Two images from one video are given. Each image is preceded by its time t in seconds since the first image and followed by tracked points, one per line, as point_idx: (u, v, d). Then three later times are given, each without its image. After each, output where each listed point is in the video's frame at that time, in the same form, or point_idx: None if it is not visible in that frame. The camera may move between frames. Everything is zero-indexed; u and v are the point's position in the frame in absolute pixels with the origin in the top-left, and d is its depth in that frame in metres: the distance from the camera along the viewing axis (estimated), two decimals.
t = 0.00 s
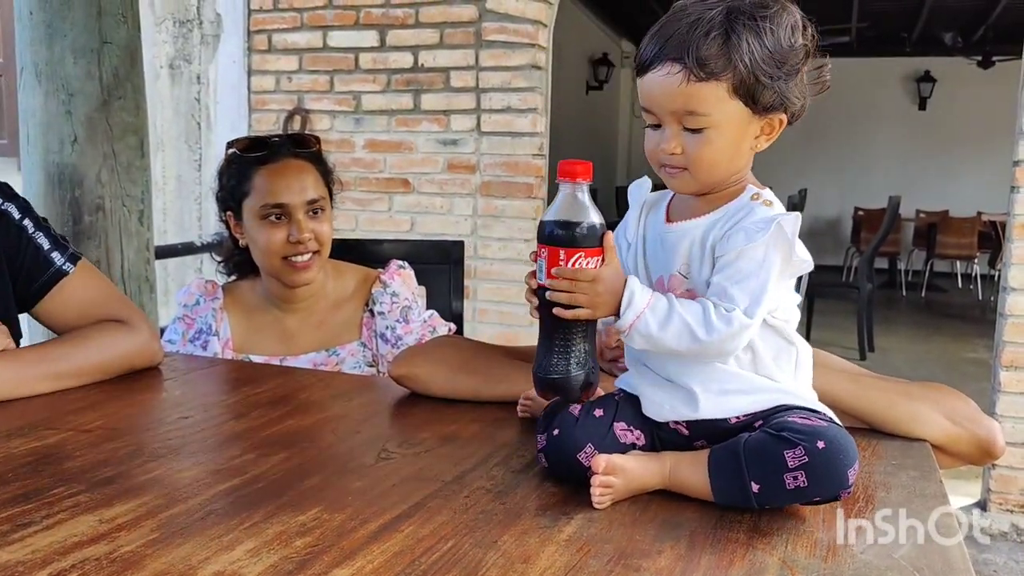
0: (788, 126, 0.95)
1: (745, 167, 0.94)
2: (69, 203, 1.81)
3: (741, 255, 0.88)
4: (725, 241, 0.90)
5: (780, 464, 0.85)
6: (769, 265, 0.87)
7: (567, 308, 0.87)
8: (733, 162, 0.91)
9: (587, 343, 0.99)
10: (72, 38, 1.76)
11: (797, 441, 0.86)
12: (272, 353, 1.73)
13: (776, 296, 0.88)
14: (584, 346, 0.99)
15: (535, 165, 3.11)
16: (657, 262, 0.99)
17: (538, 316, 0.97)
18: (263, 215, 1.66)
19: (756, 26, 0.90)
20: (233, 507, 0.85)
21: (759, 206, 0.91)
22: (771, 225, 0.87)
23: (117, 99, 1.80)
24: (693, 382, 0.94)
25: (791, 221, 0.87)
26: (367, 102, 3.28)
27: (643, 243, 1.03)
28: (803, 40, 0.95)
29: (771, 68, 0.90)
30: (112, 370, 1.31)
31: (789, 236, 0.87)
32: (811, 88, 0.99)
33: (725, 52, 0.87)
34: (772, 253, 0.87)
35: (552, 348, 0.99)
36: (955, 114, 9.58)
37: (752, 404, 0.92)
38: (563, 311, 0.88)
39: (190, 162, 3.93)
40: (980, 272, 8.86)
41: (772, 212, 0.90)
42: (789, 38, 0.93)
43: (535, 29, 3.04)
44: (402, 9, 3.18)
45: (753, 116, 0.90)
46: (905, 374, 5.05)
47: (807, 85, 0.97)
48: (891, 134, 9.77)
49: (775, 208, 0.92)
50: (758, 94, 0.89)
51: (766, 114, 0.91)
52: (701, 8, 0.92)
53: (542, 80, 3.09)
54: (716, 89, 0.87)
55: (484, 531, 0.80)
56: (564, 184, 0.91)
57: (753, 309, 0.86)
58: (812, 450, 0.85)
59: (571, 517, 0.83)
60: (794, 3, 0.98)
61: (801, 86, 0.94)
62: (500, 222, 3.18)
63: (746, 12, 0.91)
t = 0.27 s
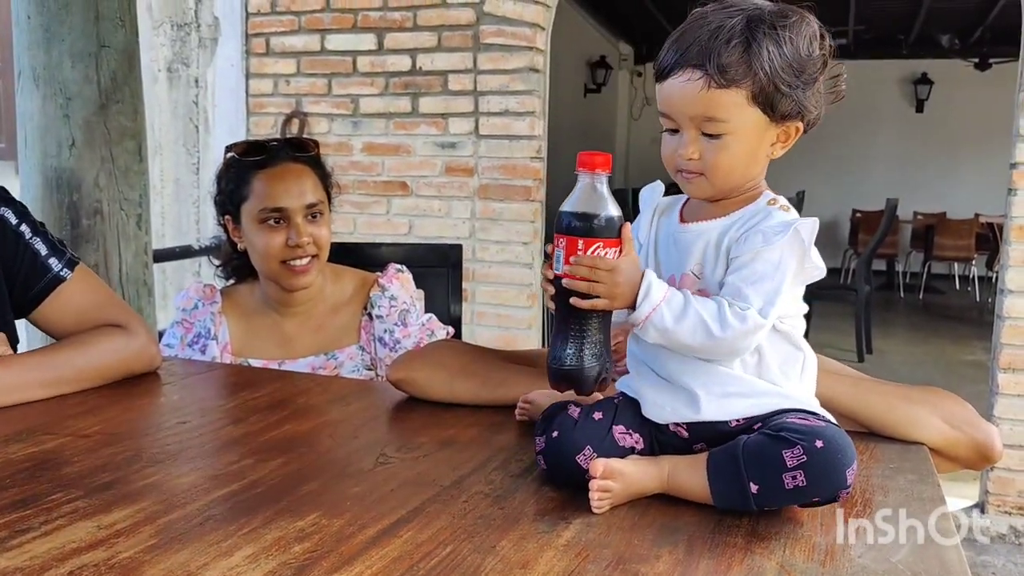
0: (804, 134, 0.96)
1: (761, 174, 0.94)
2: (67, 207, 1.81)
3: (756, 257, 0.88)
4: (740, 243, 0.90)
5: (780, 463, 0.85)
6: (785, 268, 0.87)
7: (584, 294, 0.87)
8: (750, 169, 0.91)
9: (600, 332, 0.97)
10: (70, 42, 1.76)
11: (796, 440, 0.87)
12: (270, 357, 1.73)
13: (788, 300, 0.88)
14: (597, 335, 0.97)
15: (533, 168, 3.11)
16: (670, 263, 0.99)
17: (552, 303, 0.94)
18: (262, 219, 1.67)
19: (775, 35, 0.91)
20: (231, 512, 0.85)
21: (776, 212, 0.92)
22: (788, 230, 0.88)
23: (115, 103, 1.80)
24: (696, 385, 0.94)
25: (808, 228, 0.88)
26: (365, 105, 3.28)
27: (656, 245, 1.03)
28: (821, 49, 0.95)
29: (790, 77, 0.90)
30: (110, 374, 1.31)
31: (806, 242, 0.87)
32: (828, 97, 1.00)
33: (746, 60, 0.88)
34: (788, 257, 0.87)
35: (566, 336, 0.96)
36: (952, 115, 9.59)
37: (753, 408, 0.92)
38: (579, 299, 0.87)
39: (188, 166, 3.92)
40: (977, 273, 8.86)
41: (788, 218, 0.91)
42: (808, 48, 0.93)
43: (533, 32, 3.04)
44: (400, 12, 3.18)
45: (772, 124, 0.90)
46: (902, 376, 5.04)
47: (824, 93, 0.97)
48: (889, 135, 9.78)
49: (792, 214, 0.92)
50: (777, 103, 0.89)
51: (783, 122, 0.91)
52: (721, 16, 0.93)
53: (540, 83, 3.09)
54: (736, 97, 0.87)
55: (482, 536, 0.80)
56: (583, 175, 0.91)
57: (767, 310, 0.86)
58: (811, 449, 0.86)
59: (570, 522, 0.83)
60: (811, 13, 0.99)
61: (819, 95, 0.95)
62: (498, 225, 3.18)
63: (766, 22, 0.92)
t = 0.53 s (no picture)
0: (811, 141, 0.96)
1: (769, 180, 0.94)
2: (59, 213, 1.80)
3: (768, 260, 0.88)
4: (750, 246, 0.90)
5: (774, 462, 0.85)
6: (796, 273, 0.87)
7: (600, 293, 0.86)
8: (760, 174, 0.91)
9: (617, 331, 0.98)
10: (62, 47, 1.76)
11: (790, 440, 0.87)
12: (263, 363, 1.72)
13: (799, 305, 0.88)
14: (614, 333, 0.97)
15: (527, 172, 3.11)
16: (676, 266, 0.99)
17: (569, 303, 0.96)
18: (254, 224, 1.66)
19: (785, 41, 0.91)
20: (223, 520, 0.85)
21: (787, 216, 0.92)
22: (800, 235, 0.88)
23: (107, 108, 1.79)
24: (694, 391, 0.95)
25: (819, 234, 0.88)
26: (358, 110, 3.28)
27: (661, 248, 1.03)
28: (828, 57, 0.96)
29: (800, 82, 0.91)
30: (104, 381, 1.31)
31: (817, 249, 0.88)
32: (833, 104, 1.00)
33: (757, 65, 0.88)
34: (798, 262, 0.88)
35: (581, 334, 0.97)
36: (945, 117, 9.62)
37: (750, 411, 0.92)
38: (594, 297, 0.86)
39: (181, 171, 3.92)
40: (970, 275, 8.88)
41: (799, 223, 0.91)
42: (817, 54, 0.94)
43: (526, 36, 3.04)
44: (393, 16, 3.18)
45: (781, 129, 0.91)
46: (897, 379, 5.04)
47: (830, 101, 0.98)
48: (882, 137, 9.81)
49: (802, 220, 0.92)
50: (786, 108, 0.90)
51: (792, 127, 0.91)
52: (731, 23, 0.93)
53: (533, 88, 3.09)
54: (746, 101, 0.88)
55: (476, 543, 0.79)
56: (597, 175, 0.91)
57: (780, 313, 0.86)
58: (805, 448, 0.86)
59: (564, 528, 0.83)
60: (817, 21, 1.00)
61: (826, 102, 0.95)
62: (492, 229, 3.18)
63: (775, 27, 0.92)
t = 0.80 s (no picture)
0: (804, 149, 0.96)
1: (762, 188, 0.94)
2: (42, 223, 1.79)
3: (762, 273, 0.87)
4: (744, 258, 0.90)
5: (760, 475, 0.85)
6: (790, 287, 0.87)
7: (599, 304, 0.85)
8: (753, 183, 0.91)
9: (610, 345, 0.96)
10: (45, 56, 1.74)
11: (776, 452, 0.86)
12: (247, 373, 1.71)
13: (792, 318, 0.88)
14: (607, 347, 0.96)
15: (515, 179, 3.11)
16: (670, 276, 0.99)
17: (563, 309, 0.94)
18: (239, 234, 1.65)
19: (777, 46, 0.91)
20: (204, 536, 0.84)
21: (781, 229, 0.92)
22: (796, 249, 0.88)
23: (90, 117, 1.79)
24: (683, 402, 0.95)
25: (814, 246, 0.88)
26: (345, 117, 3.27)
27: (653, 257, 1.02)
28: (821, 64, 0.96)
29: (792, 89, 0.90)
30: (85, 395, 1.30)
31: (812, 263, 0.88)
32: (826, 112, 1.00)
33: (750, 71, 0.88)
34: (792, 275, 0.87)
35: (575, 348, 0.96)
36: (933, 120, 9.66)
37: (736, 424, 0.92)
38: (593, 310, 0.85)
39: (167, 179, 3.90)
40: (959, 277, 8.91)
41: (794, 237, 0.90)
42: (809, 61, 0.94)
43: (513, 43, 3.04)
44: (380, 24, 3.17)
45: (774, 136, 0.90)
46: (885, 383, 5.05)
47: (823, 109, 0.97)
48: (871, 141, 9.84)
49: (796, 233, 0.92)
50: (779, 114, 0.89)
51: (785, 135, 0.91)
52: (723, 30, 0.93)
53: (520, 94, 3.09)
54: (739, 106, 0.87)
55: (459, 558, 0.79)
56: (595, 183, 0.89)
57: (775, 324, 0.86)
58: (791, 461, 0.85)
59: (548, 542, 0.82)
60: (810, 28, 0.99)
61: (818, 109, 0.95)
62: (480, 236, 3.18)
63: (767, 34, 0.92)
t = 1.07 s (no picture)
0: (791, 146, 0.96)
1: (749, 187, 0.94)
2: (27, 226, 1.78)
3: (752, 278, 0.88)
4: (734, 262, 0.90)
5: (749, 483, 0.84)
6: (781, 290, 0.88)
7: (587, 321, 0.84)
8: (740, 182, 0.91)
9: (602, 363, 0.96)
10: (30, 59, 1.74)
11: (767, 460, 0.85)
12: (234, 376, 1.71)
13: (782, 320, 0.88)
14: (599, 366, 0.96)
15: (503, 181, 3.11)
16: (658, 280, 0.98)
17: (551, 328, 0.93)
18: (226, 236, 1.64)
19: (761, 44, 0.91)
20: (190, 540, 0.83)
21: (771, 231, 0.92)
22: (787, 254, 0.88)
23: (76, 119, 1.78)
24: (672, 407, 0.95)
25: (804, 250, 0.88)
26: (333, 119, 3.26)
27: (640, 260, 1.02)
28: (806, 61, 0.96)
29: (777, 86, 0.90)
30: (72, 398, 1.29)
31: (802, 265, 0.88)
32: (813, 108, 1.00)
33: (733, 69, 0.88)
34: (782, 279, 0.88)
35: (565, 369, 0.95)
36: (920, 122, 9.71)
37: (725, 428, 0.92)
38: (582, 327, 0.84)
39: (155, 182, 3.89)
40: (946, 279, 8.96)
41: (784, 238, 0.91)
42: (794, 58, 0.93)
43: (501, 45, 3.04)
44: (368, 26, 3.17)
45: (759, 134, 0.90)
46: (873, 383, 5.07)
47: (809, 105, 0.97)
48: (859, 143, 9.90)
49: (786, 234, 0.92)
50: (764, 113, 0.89)
51: (771, 133, 0.91)
52: (707, 28, 0.93)
53: (509, 96, 3.09)
54: (723, 105, 0.87)
55: (448, 560, 0.78)
56: (576, 197, 0.87)
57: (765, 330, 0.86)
58: (781, 469, 0.84)
59: (537, 543, 0.82)
60: (795, 24, 0.99)
61: (804, 106, 0.95)
62: (468, 238, 3.18)
63: (751, 31, 0.92)
